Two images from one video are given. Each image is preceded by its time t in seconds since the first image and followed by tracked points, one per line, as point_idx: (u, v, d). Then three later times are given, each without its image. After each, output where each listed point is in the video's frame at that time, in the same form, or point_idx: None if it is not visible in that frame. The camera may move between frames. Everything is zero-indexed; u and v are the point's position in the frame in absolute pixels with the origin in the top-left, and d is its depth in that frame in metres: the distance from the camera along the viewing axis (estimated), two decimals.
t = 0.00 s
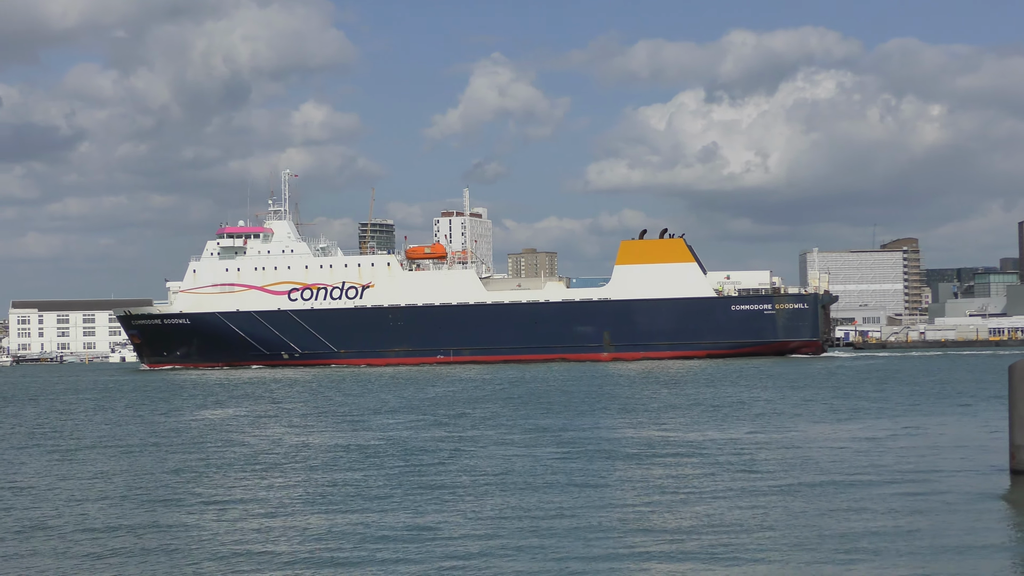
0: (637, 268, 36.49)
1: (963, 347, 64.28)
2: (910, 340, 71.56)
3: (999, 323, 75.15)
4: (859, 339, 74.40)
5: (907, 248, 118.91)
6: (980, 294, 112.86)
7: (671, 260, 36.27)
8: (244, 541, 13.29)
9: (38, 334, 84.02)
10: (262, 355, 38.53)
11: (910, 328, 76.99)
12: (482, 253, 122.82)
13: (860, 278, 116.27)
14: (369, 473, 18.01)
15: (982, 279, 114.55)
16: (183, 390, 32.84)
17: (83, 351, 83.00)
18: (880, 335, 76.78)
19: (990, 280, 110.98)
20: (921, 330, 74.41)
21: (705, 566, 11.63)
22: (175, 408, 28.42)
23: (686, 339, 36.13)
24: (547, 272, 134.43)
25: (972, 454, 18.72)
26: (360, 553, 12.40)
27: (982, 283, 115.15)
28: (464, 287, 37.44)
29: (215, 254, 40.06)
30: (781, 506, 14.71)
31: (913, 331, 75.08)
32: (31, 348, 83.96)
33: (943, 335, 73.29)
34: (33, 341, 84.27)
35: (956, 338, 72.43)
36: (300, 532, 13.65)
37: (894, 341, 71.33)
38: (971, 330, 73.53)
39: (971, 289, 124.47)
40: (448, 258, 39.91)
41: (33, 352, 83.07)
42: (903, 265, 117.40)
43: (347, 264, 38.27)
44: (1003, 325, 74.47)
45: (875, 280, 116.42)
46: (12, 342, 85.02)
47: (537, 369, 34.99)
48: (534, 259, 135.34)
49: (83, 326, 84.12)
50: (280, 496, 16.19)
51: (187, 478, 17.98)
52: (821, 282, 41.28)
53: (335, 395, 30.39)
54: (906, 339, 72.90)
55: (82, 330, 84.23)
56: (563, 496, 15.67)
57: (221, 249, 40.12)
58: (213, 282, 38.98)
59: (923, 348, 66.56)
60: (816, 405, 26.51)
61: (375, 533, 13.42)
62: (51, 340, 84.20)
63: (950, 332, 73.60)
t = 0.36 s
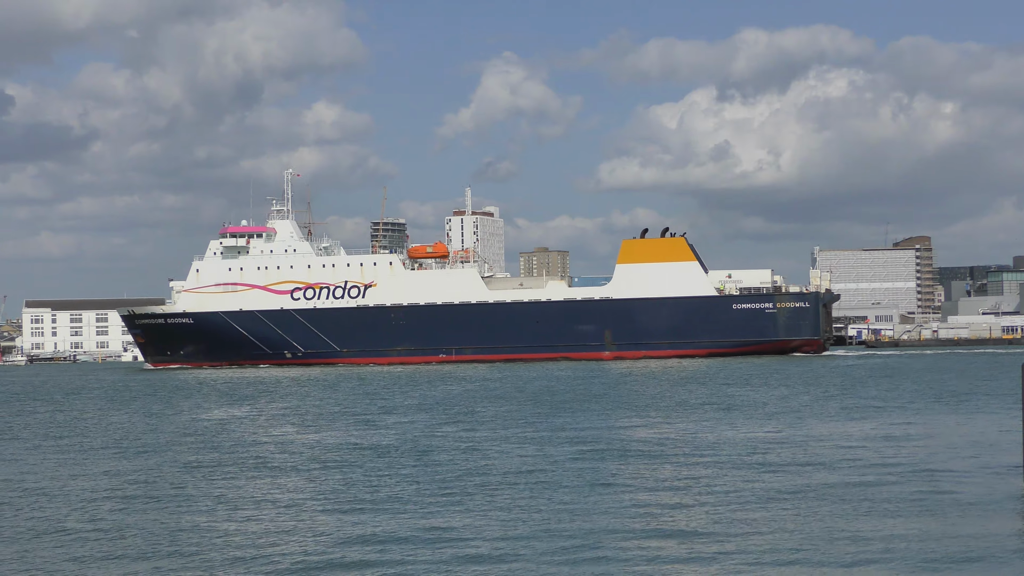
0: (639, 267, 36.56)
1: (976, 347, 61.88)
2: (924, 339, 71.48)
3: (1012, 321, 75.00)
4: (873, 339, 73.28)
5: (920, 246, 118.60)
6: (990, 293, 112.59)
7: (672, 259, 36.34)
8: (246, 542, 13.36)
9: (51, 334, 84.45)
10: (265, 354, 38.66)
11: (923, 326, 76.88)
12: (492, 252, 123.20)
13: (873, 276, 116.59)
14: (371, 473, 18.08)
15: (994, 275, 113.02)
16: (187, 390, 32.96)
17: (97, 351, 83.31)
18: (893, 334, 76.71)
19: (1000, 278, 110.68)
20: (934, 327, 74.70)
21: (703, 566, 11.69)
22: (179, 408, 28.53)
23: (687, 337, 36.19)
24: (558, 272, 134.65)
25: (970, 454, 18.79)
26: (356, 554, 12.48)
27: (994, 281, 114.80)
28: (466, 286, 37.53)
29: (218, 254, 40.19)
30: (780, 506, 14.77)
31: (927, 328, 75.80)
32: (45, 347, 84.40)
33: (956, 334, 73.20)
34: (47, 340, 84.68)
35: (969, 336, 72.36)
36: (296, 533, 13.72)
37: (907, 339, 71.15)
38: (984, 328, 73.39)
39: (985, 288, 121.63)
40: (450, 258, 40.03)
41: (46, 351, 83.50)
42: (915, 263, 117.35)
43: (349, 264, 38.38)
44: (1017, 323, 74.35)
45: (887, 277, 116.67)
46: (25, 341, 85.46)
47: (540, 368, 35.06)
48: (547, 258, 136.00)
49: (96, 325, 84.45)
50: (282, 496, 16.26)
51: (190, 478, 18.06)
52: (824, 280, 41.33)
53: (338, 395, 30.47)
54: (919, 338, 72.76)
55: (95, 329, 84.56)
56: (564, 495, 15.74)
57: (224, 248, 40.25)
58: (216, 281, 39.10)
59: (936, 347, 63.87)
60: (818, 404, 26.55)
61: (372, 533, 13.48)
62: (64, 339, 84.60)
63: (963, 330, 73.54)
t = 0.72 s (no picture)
0: (653, 266, 36.56)
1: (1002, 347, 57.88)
2: (950, 337, 71.03)
3: None
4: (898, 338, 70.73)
5: (948, 242, 117.69)
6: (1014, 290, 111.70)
7: (687, 258, 36.33)
8: (264, 541, 13.51)
9: (77, 333, 85.24)
10: (281, 354, 38.92)
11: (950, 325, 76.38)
12: (516, 250, 123.55)
13: (898, 275, 116.60)
14: (387, 472, 18.21)
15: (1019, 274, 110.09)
16: (204, 389, 33.22)
17: (122, 349, 83.96)
18: (918, 332, 76.35)
19: None
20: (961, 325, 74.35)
21: (724, 566, 11.69)
22: (197, 408, 28.76)
23: (701, 336, 36.17)
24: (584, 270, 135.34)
25: (987, 453, 18.72)
26: (369, 554, 12.58)
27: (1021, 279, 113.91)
28: (481, 285, 37.64)
29: (234, 253, 40.44)
30: (795, 505, 14.81)
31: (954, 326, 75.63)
32: (71, 346, 85.19)
33: (982, 332, 72.72)
34: (73, 339, 85.41)
35: (996, 334, 71.91)
36: (310, 533, 13.85)
37: (935, 338, 70.73)
38: (1010, 326, 72.83)
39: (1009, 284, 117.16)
40: (465, 257, 40.15)
41: (73, 350, 84.25)
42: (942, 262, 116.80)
43: (364, 263, 38.56)
44: None
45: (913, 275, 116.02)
46: (51, 341, 86.19)
47: (554, 367, 35.15)
48: (572, 258, 136.67)
49: (122, 325, 85.16)
50: (300, 496, 16.41)
51: (208, 477, 18.24)
52: (840, 278, 41.19)
53: (354, 394, 30.63)
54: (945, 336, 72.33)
55: (120, 328, 85.17)
56: (578, 495, 15.81)
57: (240, 248, 40.52)
58: (232, 281, 39.35)
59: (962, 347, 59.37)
60: (835, 403, 26.50)
61: (385, 533, 13.60)
62: (90, 338, 85.32)
63: (989, 327, 73.13)
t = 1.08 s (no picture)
0: (663, 266, 36.65)
1: None
2: (972, 337, 70.81)
3: None
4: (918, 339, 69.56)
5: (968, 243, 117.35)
6: None
7: (696, 258, 36.42)
8: (277, 541, 13.73)
9: (99, 333, 85.84)
10: (292, 354, 39.15)
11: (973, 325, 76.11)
12: (536, 250, 123.86)
13: (919, 274, 116.74)
14: (398, 472, 18.41)
15: None
16: (215, 389, 33.48)
17: (144, 349, 84.50)
18: (940, 332, 76.23)
19: None
20: (982, 326, 74.35)
21: (728, 566, 11.84)
22: (210, 408, 29.03)
23: (711, 336, 36.24)
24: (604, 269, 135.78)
25: (996, 454, 18.77)
26: (381, 554, 12.77)
27: None
28: (491, 285, 37.81)
29: (246, 253, 40.69)
30: (801, 506, 14.92)
31: (974, 327, 75.51)
32: (93, 346, 85.78)
33: (1004, 332, 72.51)
34: (94, 339, 85.99)
35: (1018, 334, 71.71)
36: (316, 534, 13.99)
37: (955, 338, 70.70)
38: None
39: None
40: (476, 257, 40.33)
41: (95, 350, 84.85)
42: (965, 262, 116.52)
43: (375, 263, 38.76)
44: None
45: (933, 275, 116.00)
46: (73, 341, 86.81)
47: (564, 368, 35.29)
48: (593, 258, 136.96)
49: (144, 325, 85.76)
50: (313, 496, 16.62)
51: (222, 477, 18.46)
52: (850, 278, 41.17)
53: (365, 394, 30.83)
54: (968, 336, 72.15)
55: (142, 328, 85.72)
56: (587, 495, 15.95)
57: (252, 248, 40.76)
58: (244, 281, 39.60)
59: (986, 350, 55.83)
60: (846, 403, 26.54)
61: (392, 536, 13.71)
62: (112, 339, 85.88)
63: (1011, 326, 73.03)
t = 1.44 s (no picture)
0: (669, 266, 36.68)
1: None
2: (991, 336, 70.52)
3: None
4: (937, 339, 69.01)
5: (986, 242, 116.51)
6: None
7: (703, 258, 36.42)
8: (282, 540, 13.89)
9: (116, 333, 86.28)
10: (300, 354, 39.31)
11: (992, 325, 75.78)
12: (552, 250, 123.88)
13: (937, 274, 116.15)
14: (404, 472, 18.54)
15: None
16: (223, 390, 33.67)
17: (162, 349, 84.87)
18: (958, 332, 76.05)
19: None
20: (1000, 325, 74.02)
21: (727, 566, 11.95)
22: (217, 408, 29.23)
23: (717, 336, 36.26)
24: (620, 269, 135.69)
25: (1002, 455, 18.77)
26: (383, 554, 12.92)
27: None
28: (498, 285, 37.88)
29: (253, 254, 40.83)
30: (803, 506, 14.98)
31: (992, 327, 75.23)
32: (110, 346, 86.21)
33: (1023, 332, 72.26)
34: (112, 339, 86.44)
35: None
36: (317, 535, 14.10)
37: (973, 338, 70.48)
38: None
39: None
40: (482, 257, 40.42)
41: (112, 350, 85.26)
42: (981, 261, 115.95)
43: (382, 263, 38.87)
44: None
45: (950, 274, 115.50)
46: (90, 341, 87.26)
47: (571, 368, 35.36)
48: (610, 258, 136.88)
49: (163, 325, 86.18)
50: (319, 496, 16.76)
51: (229, 477, 18.64)
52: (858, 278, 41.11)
53: (372, 395, 30.98)
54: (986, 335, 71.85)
55: (160, 329, 86.12)
56: (593, 496, 16.06)
57: (259, 249, 40.90)
58: (251, 281, 39.75)
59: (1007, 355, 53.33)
60: (853, 403, 26.54)
61: (392, 538, 13.78)
62: (129, 338, 86.32)
63: None
